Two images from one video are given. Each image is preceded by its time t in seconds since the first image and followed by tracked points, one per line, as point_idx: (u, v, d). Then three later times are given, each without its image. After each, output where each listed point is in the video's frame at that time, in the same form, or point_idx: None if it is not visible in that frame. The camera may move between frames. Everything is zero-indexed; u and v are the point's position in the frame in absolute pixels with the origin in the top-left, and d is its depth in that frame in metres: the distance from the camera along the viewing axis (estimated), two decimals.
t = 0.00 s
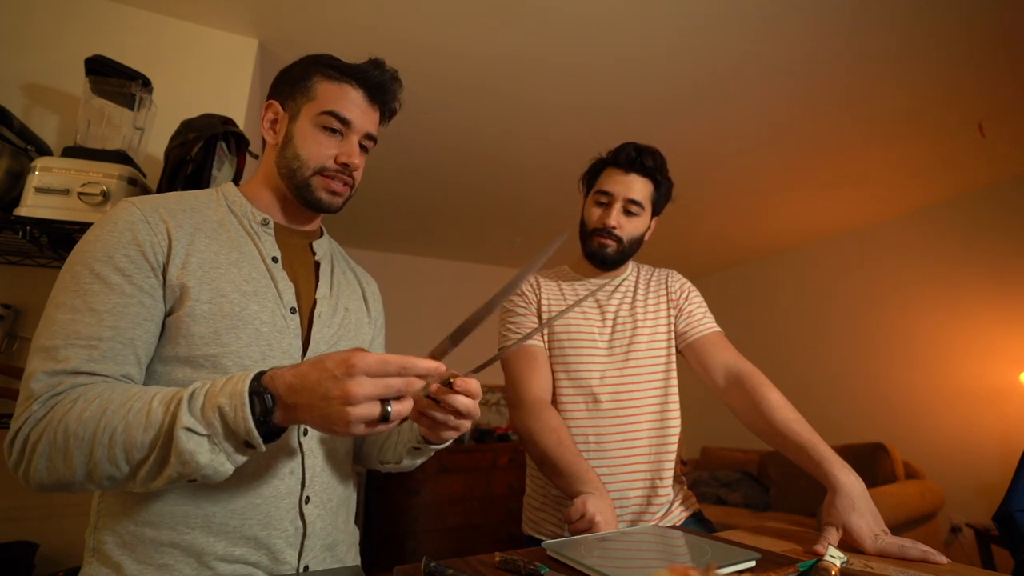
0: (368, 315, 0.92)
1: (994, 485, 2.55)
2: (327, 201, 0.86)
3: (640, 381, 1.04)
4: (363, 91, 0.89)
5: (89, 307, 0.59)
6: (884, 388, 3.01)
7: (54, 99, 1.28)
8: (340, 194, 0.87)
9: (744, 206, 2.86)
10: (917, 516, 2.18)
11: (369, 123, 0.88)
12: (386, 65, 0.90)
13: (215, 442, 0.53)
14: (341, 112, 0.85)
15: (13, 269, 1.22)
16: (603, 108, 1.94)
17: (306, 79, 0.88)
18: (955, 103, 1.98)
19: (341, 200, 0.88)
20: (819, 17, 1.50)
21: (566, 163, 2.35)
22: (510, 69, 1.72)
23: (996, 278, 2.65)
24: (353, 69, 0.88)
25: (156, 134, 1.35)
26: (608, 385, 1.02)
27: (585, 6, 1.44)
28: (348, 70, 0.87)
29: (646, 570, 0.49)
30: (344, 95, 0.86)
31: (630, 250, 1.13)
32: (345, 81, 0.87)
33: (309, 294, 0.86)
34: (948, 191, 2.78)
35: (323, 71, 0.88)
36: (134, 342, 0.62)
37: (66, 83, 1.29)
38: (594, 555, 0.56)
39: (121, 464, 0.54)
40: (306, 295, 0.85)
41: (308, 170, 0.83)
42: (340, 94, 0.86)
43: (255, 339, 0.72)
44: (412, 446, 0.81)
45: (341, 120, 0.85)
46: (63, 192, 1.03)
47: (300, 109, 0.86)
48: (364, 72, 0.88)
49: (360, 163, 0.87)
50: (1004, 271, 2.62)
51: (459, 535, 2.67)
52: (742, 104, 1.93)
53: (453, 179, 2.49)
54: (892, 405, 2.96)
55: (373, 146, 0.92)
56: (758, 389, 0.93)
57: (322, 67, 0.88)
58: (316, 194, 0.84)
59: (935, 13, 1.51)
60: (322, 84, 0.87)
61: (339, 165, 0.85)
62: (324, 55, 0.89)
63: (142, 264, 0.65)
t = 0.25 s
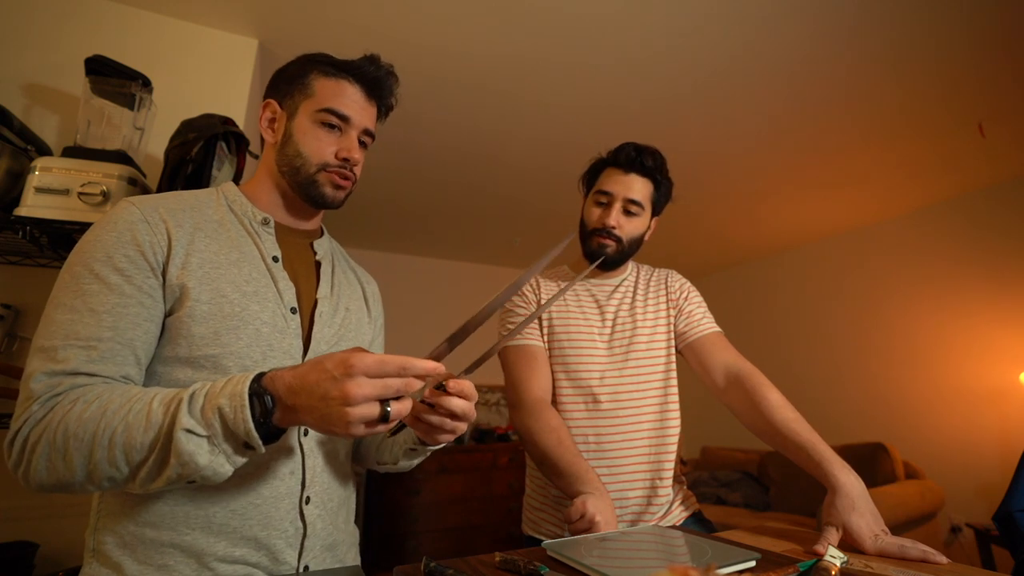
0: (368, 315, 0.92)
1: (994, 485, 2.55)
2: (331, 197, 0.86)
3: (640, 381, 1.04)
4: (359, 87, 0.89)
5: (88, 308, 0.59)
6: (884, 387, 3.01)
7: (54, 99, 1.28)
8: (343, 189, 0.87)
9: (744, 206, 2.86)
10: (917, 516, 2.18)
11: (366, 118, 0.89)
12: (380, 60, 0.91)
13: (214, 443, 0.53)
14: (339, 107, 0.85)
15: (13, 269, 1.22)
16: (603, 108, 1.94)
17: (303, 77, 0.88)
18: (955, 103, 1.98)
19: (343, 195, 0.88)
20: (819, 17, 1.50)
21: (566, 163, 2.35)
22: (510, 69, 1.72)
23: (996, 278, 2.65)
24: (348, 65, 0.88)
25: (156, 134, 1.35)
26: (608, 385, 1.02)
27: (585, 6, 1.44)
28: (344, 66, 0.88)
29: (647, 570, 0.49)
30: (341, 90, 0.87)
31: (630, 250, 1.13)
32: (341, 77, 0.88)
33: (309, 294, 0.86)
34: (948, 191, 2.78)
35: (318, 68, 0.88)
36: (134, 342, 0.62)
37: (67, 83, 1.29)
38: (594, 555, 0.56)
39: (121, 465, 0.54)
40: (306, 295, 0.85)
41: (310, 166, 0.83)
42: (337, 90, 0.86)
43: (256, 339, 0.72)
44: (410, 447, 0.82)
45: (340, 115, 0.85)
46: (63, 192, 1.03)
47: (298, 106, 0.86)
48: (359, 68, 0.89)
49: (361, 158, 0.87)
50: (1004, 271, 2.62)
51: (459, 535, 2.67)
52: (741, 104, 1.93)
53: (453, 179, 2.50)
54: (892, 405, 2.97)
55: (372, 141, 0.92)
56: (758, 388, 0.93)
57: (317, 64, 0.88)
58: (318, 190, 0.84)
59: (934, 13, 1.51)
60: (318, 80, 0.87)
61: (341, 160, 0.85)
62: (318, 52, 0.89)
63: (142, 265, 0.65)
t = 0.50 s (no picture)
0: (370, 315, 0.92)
1: (994, 485, 2.55)
2: (331, 198, 0.86)
3: (640, 382, 1.04)
4: (363, 88, 0.89)
5: (87, 308, 0.59)
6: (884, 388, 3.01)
7: (54, 99, 1.28)
8: (343, 190, 0.87)
9: (744, 207, 2.86)
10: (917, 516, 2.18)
11: (369, 119, 0.89)
12: (385, 62, 0.91)
13: (214, 436, 0.53)
14: (343, 108, 0.85)
15: (13, 269, 1.22)
16: (603, 108, 1.94)
17: (307, 78, 0.88)
18: (955, 103, 1.98)
19: (344, 197, 0.88)
20: (819, 17, 1.50)
21: (566, 163, 2.35)
22: (510, 69, 1.72)
23: (995, 278, 2.65)
24: (353, 67, 0.88)
25: (156, 134, 1.35)
26: (608, 385, 1.02)
27: (585, 6, 1.44)
28: (349, 67, 0.88)
29: (647, 570, 0.49)
30: (345, 92, 0.87)
31: (629, 250, 1.13)
32: (346, 78, 0.88)
33: (310, 295, 0.86)
34: (948, 191, 2.78)
35: (323, 69, 0.88)
36: (132, 342, 0.62)
37: (67, 83, 1.29)
38: (594, 555, 0.56)
39: (121, 461, 0.54)
40: (307, 296, 0.85)
41: (312, 167, 0.83)
42: (341, 91, 0.86)
43: (256, 339, 0.72)
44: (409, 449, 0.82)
45: (344, 116, 0.85)
46: (63, 192, 1.03)
47: (302, 107, 0.86)
48: (364, 70, 0.89)
49: (364, 160, 0.87)
50: (1004, 271, 2.62)
51: (459, 535, 2.67)
52: (741, 104, 1.93)
53: (453, 179, 2.50)
54: (892, 405, 2.96)
55: (374, 142, 0.92)
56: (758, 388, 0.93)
57: (322, 65, 0.88)
58: (320, 191, 0.84)
59: (934, 13, 1.51)
60: (322, 81, 0.87)
61: (344, 161, 0.85)
62: (323, 53, 0.89)
63: (142, 265, 0.65)
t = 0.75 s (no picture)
0: (372, 316, 0.93)
1: (994, 485, 2.55)
2: (336, 201, 0.86)
3: (640, 382, 1.04)
4: (372, 91, 0.89)
5: (90, 308, 0.59)
6: (884, 387, 3.01)
7: (54, 99, 1.28)
8: (349, 193, 0.87)
9: (744, 207, 2.86)
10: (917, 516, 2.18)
11: (377, 121, 0.89)
12: (394, 64, 0.90)
13: (217, 441, 0.53)
14: (351, 111, 0.85)
15: (13, 269, 1.22)
16: (603, 108, 1.94)
17: (315, 78, 0.87)
18: (955, 103, 1.98)
19: (349, 199, 0.88)
20: (819, 16, 1.50)
21: (566, 163, 2.35)
22: (510, 69, 1.72)
23: (995, 278, 2.65)
24: (362, 68, 0.88)
25: (156, 134, 1.35)
26: (608, 386, 1.02)
27: (585, 5, 1.44)
28: (357, 69, 0.87)
29: (647, 570, 0.49)
30: (354, 94, 0.86)
31: (629, 251, 1.13)
32: (354, 80, 0.87)
33: (313, 295, 0.86)
34: (948, 191, 2.78)
35: (332, 70, 0.87)
36: (135, 343, 0.62)
37: (66, 83, 1.29)
38: (594, 555, 0.56)
39: (124, 465, 0.54)
40: (310, 296, 0.85)
41: (319, 169, 0.83)
42: (350, 93, 0.86)
43: (258, 340, 0.72)
44: (411, 449, 0.82)
45: (351, 118, 0.85)
46: (63, 192, 1.03)
47: (309, 107, 0.86)
48: (372, 72, 0.88)
49: (370, 163, 0.87)
50: (1004, 271, 2.62)
51: (459, 535, 2.67)
52: (741, 104, 1.93)
53: (453, 179, 2.49)
54: (892, 405, 2.97)
55: (381, 144, 0.92)
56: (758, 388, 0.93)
57: (330, 66, 0.88)
58: (326, 194, 0.84)
59: (934, 13, 1.51)
60: (330, 83, 0.87)
61: (351, 164, 0.85)
62: (332, 53, 0.89)
63: (145, 264, 0.65)
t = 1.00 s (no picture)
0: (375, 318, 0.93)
1: (994, 485, 2.55)
2: (339, 203, 0.86)
3: (640, 383, 1.04)
4: (381, 93, 0.89)
5: (96, 308, 0.59)
6: (884, 387, 3.01)
7: (55, 100, 1.28)
8: (352, 195, 0.87)
9: (744, 207, 2.86)
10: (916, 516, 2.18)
11: (384, 125, 0.89)
12: (406, 69, 0.90)
13: (224, 445, 0.54)
14: (358, 112, 0.85)
15: (13, 269, 1.22)
16: (603, 108, 1.94)
17: (324, 79, 0.87)
18: (955, 103, 1.98)
19: (352, 202, 0.88)
20: (819, 16, 1.50)
21: (566, 163, 2.35)
22: (510, 68, 1.72)
23: (996, 278, 2.65)
24: (372, 71, 0.88)
25: (156, 134, 1.35)
26: (609, 386, 1.02)
27: (584, 5, 1.44)
28: (367, 71, 0.87)
29: (647, 570, 0.49)
30: (362, 96, 0.86)
31: (629, 251, 1.12)
32: (363, 82, 0.87)
33: (316, 296, 0.86)
34: (948, 191, 2.79)
35: (341, 71, 0.87)
36: (140, 344, 0.62)
37: (66, 83, 1.29)
38: (594, 555, 0.56)
39: (129, 467, 0.54)
40: (314, 298, 0.85)
41: (325, 170, 0.83)
42: (359, 95, 0.86)
43: (261, 341, 0.72)
44: (415, 458, 0.83)
45: (358, 120, 0.85)
46: (63, 192, 1.03)
47: (317, 108, 0.86)
48: (383, 76, 0.88)
49: (375, 165, 0.87)
50: (1004, 270, 2.62)
51: (459, 535, 2.67)
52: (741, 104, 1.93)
53: (453, 179, 2.49)
54: (892, 405, 2.97)
55: (387, 147, 0.92)
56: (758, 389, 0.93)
57: (339, 67, 0.88)
58: (330, 195, 0.84)
59: (933, 13, 1.51)
60: (339, 84, 0.87)
61: (356, 166, 0.85)
62: (342, 54, 0.89)
63: (150, 265, 0.65)
